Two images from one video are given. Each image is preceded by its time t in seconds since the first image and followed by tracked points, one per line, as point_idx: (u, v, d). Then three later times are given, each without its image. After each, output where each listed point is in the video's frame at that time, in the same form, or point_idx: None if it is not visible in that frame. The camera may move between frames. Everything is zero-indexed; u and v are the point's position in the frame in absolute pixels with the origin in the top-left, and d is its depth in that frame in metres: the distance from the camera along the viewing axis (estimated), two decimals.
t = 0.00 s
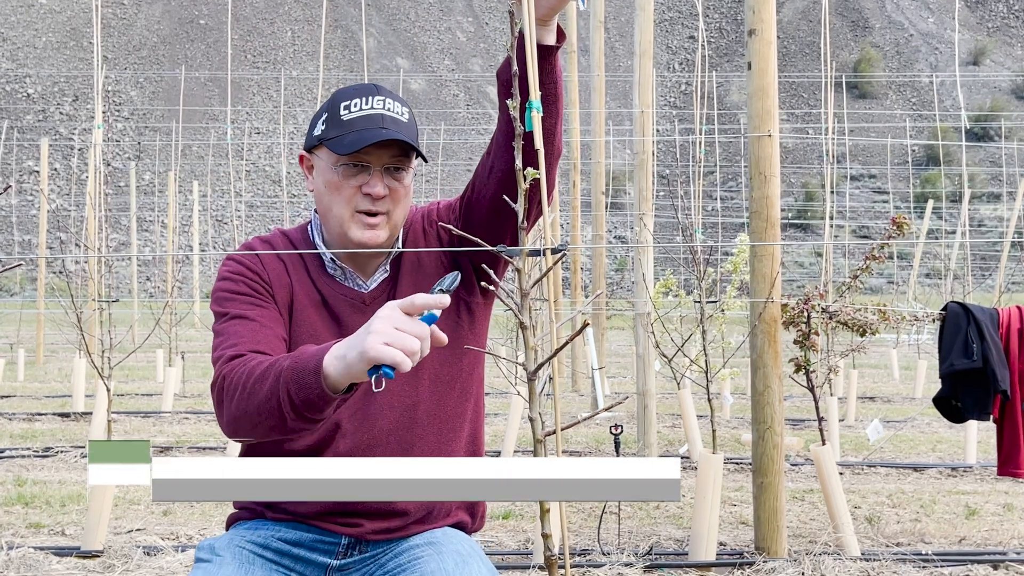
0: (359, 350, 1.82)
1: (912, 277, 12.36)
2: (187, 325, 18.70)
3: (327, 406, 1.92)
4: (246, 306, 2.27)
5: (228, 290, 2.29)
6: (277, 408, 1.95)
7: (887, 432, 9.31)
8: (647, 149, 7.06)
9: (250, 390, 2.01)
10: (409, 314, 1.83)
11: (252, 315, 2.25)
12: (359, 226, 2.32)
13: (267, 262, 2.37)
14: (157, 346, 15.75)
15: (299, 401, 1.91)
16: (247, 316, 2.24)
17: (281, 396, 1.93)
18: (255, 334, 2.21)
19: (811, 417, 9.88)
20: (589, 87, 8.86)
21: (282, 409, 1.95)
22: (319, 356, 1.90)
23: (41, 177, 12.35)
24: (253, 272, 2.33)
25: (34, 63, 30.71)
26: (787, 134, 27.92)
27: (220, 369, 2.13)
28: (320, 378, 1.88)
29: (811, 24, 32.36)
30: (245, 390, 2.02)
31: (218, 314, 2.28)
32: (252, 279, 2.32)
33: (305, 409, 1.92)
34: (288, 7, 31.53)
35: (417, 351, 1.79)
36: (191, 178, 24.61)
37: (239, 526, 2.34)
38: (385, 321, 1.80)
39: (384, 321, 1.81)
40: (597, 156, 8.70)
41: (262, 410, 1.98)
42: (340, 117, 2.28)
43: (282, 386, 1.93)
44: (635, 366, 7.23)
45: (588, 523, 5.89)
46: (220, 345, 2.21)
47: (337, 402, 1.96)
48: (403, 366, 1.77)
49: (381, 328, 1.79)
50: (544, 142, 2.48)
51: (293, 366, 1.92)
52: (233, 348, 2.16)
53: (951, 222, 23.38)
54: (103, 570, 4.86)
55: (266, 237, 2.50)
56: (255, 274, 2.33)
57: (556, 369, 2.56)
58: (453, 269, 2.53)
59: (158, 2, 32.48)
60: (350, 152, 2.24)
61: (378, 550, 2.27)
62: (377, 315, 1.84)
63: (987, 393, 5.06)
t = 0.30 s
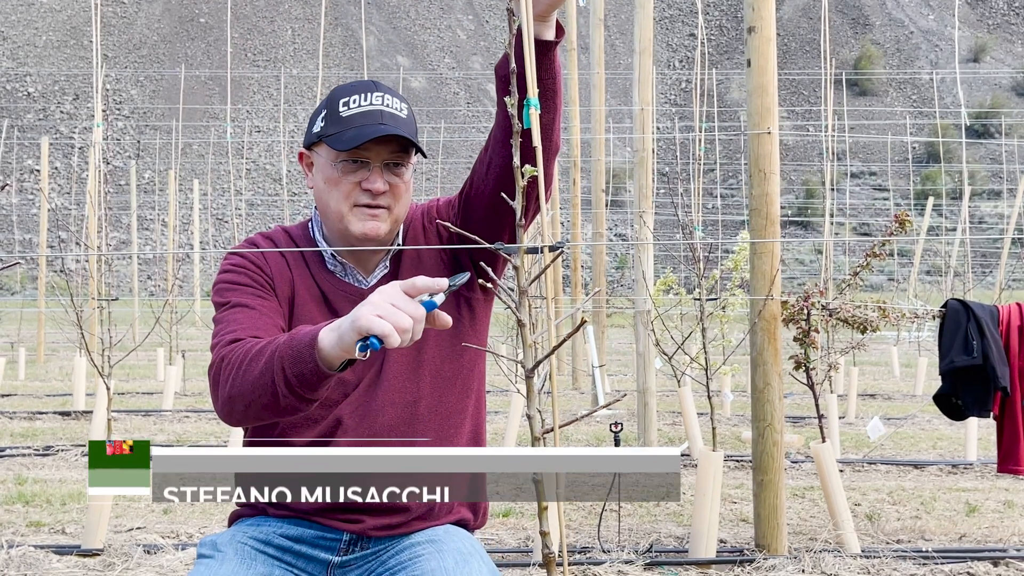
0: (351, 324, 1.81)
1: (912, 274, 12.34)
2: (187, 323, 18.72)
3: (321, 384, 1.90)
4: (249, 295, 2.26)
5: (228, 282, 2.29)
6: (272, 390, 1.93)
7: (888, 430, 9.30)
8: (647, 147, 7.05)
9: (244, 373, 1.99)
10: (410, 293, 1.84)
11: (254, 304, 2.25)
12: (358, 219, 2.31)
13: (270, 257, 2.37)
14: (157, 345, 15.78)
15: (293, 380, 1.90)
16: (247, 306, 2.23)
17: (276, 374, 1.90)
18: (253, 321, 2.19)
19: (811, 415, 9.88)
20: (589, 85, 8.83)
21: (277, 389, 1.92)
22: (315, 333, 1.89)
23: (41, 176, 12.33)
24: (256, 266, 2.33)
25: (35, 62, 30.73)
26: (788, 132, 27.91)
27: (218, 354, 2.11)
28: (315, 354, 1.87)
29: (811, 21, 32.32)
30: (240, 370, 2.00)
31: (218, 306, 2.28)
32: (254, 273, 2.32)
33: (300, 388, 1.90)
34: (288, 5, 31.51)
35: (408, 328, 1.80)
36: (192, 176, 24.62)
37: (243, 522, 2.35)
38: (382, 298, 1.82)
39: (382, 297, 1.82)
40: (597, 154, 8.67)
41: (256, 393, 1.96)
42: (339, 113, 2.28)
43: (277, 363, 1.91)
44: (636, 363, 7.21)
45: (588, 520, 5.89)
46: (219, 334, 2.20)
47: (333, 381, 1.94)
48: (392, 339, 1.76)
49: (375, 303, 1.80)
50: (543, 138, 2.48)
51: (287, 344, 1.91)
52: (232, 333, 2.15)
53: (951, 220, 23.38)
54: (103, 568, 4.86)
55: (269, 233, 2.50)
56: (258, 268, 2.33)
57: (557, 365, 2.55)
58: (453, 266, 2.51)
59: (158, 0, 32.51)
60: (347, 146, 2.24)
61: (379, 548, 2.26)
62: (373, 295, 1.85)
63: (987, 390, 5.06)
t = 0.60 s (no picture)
0: (349, 322, 1.81)
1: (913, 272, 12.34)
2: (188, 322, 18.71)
3: (317, 384, 1.90)
4: (250, 295, 2.27)
5: (229, 282, 2.29)
6: (268, 387, 1.93)
7: (888, 428, 9.29)
8: (647, 145, 7.05)
9: (241, 372, 1.99)
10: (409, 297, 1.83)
11: (255, 303, 2.25)
12: (357, 219, 2.31)
13: (272, 256, 2.36)
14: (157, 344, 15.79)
15: (290, 378, 1.89)
16: (247, 305, 2.23)
17: (272, 372, 1.90)
18: (253, 320, 2.19)
19: (812, 413, 9.86)
20: (590, 83, 8.81)
21: (273, 387, 1.92)
22: (314, 331, 1.89)
23: (42, 175, 12.32)
24: (257, 266, 2.33)
25: (35, 61, 30.74)
26: (788, 130, 27.90)
27: (217, 350, 2.11)
28: (312, 352, 1.86)
29: (812, 19, 32.30)
30: (238, 368, 2.00)
31: (220, 306, 2.28)
32: (255, 273, 2.32)
33: (297, 385, 1.89)
34: (288, 4, 31.51)
35: (405, 331, 1.79)
36: (192, 175, 24.63)
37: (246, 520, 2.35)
38: (381, 300, 1.81)
39: (380, 299, 1.81)
40: (598, 151, 8.66)
41: (252, 391, 1.95)
42: (337, 113, 2.28)
43: (273, 361, 1.91)
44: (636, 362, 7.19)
45: (590, 518, 5.89)
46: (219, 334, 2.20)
47: (328, 381, 1.93)
48: (389, 340, 1.75)
49: (374, 303, 1.79)
50: (543, 138, 2.47)
51: (285, 342, 1.91)
52: (231, 332, 2.14)
53: (952, 218, 23.37)
54: (104, 567, 4.85)
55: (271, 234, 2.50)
56: (260, 268, 2.32)
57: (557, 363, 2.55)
58: (455, 266, 2.50)
59: None
60: (345, 145, 2.23)
61: (379, 547, 2.24)
62: (372, 296, 1.84)
63: (988, 388, 5.06)
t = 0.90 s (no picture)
0: (333, 322, 1.80)
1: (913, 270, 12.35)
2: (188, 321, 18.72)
3: (307, 384, 1.89)
4: (251, 294, 2.27)
5: (232, 280, 2.29)
6: (259, 385, 1.93)
7: (889, 427, 9.29)
8: (647, 144, 7.05)
9: (237, 368, 1.99)
10: (397, 301, 1.82)
11: (257, 301, 2.25)
12: (358, 220, 2.30)
13: (275, 255, 2.36)
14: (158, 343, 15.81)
15: (279, 376, 1.89)
16: (248, 303, 2.23)
17: (262, 370, 1.90)
18: (253, 318, 2.19)
19: (812, 411, 9.87)
20: (590, 82, 8.81)
21: (263, 384, 1.92)
22: (303, 331, 1.89)
23: (42, 175, 12.33)
24: (261, 265, 2.33)
25: (35, 60, 30.75)
26: (789, 128, 27.90)
27: (216, 347, 2.12)
28: (299, 351, 1.86)
29: (812, 17, 32.31)
30: (232, 367, 2.00)
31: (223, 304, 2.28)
32: (258, 271, 2.32)
33: (286, 384, 1.89)
34: (289, 3, 31.55)
35: (389, 332, 1.77)
36: (192, 175, 24.64)
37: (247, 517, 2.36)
38: (368, 300, 1.80)
39: (365, 300, 1.80)
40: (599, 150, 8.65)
41: (244, 388, 1.95)
42: (339, 115, 2.27)
43: (265, 358, 1.91)
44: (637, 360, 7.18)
45: (591, 516, 5.90)
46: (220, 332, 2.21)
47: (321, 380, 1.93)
48: (371, 339, 1.74)
49: (359, 303, 1.78)
50: (545, 138, 2.46)
51: (275, 340, 1.91)
52: (229, 329, 2.15)
53: (953, 216, 23.37)
54: (105, 566, 4.85)
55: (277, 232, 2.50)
56: (263, 267, 2.33)
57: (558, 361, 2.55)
58: (459, 267, 2.48)
59: None
60: (344, 148, 2.23)
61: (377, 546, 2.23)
62: (360, 298, 1.83)
63: (990, 384, 5.04)
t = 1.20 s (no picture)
0: (346, 316, 1.80)
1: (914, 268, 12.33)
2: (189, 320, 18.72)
3: (314, 379, 1.89)
4: (255, 291, 2.26)
5: (236, 278, 2.29)
6: (265, 379, 1.92)
7: (889, 426, 9.28)
8: (648, 144, 7.05)
9: (241, 364, 1.98)
10: (413, 303, 1.80)
11: (261, 299, 2.25)
12: (362, 221, 2.30)
13: (281, 255, 2.36)
14: (159, 343, 15.83)
15: (287, 370, 1.88)
16: (253, 301, 2.23)
17: (270, 364, 1.90)
18: (258, 315, 2.18)
19: (813, 410, 9.87)
20: (591, 81, 8.79)
21: (270, 378, 1.91)
22: (313, 325, 1.89)
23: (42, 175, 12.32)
24: (264, 263, 2.33)
25: (36, 60, 30.74)
26: (789, 127, 27.89)
27: (220, 341, 2.11)
28: (309, 344, 1.86)
29: (812, 16, 32.30)
30: (238, 361, 2.00)
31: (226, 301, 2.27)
32: (262, 270, 2.31)
33: (292, 379, 1.89)
34: (289, 2, 31.59)
35: (401, 332, 1.75)
36: (192, 174, 24.65)
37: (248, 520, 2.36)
38: (382, 300, 1.79)
39: (380, 300, 1.78)
40: (600, 149, 8.63)
41: (250, 382, 1.95)
42: (343, 115, 2.27)
43: (271, 353, 1.91)
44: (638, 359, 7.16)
45: (591, 516, 5.91)
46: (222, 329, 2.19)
47: (325, 379, 1.92)
48: (382, 337, 1.73)
49: (374, 300, 1.77)
50: (545, 139, 2.46)
51: (284, 334, 1.91)
52: (233, 325, 2.14)
53: (954, 215, 23.35)
54: (105, 566, 4.85)
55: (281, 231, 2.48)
56: (266, 265, 2.32)
57: (558, 362, 2.55)
58: (459, 267, 2.47)
59: None
60: (351, 147, 2.23)
61: (376, 549, 2.22)
62: (374, 296, 1.82)
63: (991, 381, 5.03)
